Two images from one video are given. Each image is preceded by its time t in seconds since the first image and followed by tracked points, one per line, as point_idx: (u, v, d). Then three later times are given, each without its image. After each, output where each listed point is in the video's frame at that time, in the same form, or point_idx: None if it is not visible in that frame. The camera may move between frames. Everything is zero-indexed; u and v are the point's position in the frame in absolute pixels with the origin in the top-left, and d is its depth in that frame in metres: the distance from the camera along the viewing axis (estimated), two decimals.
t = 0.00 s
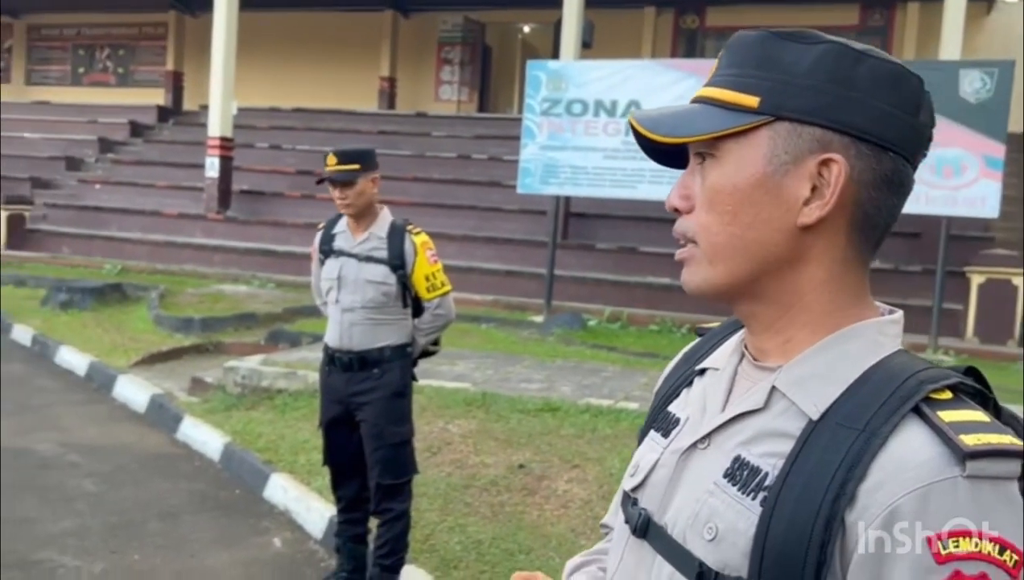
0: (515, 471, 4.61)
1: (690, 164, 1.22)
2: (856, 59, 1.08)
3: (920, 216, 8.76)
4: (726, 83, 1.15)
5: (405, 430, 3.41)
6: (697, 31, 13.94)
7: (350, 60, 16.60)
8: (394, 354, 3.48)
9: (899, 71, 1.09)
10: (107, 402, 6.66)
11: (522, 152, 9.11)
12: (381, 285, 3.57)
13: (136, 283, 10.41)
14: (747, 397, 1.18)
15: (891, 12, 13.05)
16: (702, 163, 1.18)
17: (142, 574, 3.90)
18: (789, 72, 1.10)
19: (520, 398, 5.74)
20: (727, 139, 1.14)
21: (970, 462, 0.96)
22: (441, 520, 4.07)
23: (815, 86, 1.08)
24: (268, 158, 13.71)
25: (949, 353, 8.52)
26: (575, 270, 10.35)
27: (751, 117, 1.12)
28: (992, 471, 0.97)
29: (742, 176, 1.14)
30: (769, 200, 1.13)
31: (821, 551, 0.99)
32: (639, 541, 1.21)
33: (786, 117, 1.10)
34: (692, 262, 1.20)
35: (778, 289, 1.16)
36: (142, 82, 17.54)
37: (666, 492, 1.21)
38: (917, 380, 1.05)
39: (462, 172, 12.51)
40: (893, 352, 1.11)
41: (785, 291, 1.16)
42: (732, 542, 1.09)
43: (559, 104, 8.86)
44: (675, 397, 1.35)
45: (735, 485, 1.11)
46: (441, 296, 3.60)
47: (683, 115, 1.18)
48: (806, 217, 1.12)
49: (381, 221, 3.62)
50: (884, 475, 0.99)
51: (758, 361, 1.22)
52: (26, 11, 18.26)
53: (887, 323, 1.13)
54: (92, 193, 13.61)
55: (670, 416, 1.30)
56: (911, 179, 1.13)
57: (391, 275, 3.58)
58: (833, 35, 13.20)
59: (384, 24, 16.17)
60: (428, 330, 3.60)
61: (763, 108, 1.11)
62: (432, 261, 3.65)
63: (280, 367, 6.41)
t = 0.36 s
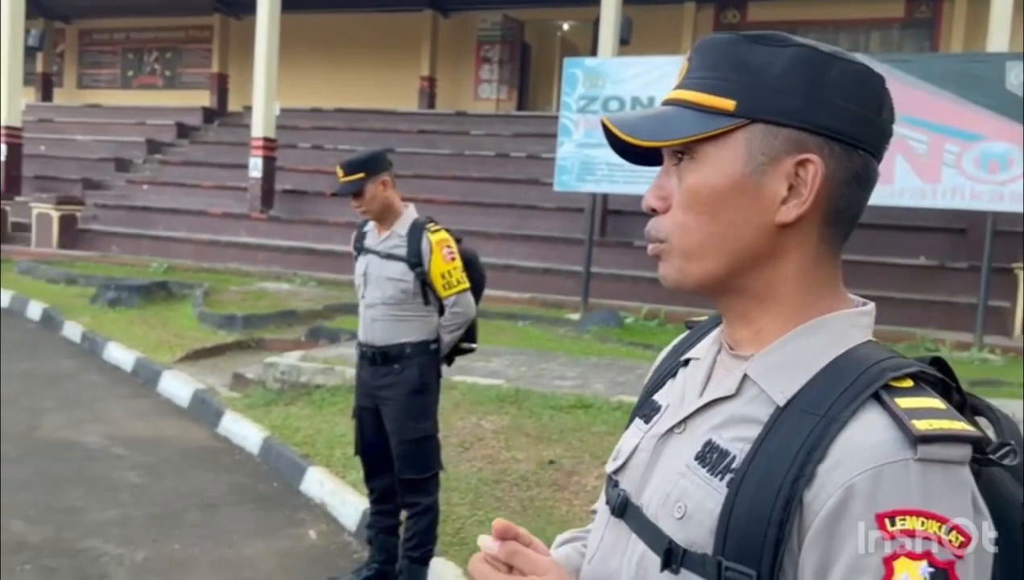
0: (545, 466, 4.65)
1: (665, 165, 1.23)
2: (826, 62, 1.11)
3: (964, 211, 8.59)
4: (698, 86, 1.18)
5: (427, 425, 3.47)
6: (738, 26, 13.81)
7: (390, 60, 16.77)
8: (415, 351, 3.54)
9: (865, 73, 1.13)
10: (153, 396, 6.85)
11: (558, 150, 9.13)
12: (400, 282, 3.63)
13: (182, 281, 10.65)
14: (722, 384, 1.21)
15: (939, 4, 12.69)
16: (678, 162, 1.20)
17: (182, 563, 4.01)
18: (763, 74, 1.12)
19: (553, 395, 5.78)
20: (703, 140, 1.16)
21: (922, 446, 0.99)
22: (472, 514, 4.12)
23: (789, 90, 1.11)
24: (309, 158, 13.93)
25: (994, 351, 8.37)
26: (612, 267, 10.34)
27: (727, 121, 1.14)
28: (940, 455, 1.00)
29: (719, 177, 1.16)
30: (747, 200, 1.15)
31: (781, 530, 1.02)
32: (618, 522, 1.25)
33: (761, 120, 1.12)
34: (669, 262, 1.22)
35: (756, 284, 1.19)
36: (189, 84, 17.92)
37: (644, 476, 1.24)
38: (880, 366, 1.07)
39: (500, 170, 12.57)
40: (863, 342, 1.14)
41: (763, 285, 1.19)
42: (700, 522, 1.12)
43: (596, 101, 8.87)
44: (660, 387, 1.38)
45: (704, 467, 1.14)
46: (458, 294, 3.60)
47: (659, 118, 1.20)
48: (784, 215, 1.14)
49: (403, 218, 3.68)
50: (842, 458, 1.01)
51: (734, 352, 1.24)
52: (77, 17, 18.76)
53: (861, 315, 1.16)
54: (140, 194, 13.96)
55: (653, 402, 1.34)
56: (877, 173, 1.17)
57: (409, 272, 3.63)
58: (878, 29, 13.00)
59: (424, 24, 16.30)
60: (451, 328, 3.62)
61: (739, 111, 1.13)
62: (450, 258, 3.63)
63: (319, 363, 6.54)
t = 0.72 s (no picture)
0: (578, 461, 4.69)
1: (640, 160, 1.34)
2: (789, 61, 1.22)
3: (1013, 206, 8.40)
4: (670, 84, 1.29)
5: (457, 417, 3.53)
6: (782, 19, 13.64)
7: (433, 59, 16.91)
8: (444, 345, 3.60)
9: (825, 72, 1.24)
10: (198, 390, 7.05)
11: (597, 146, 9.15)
12: (417, 281, 3.70)
13: (228, 278, 10.89)
14: (696, 365, 1.32)
15: None
16: (652, 158, 1.31)
17: (222, 550, 4.15)
18: (729, 74, 1.24)
19: (588, 390, 5.82)
20: (676, 137, 1.27)
21: (871, 421, 1.10)
22: (503, 506, 4.17)
23: (753, 87, 1.23)
24: (352, 157, 14.14)
25: None
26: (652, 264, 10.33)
27: (699, 117, 1.25)
28: (890, 430, 1.10)
29: (689, 171, 1.27)
30: (717, 193, 1.26)
31: (741, 501, 1.12)
32: (601, 499, 1.37)
33: (728, 117, 1.23)
34: (645, 253, 1.33)
35: (727, 271, 1.30)
36: (237, 86, 18.28)
37: (624, 454, 1.36)
38: (835, 350, 1.18)
39: (540, 167, 12.61)
40: (825, 324, 1.25)
41: (734, 272, 1.30)
42: (669, 497, 1.23)
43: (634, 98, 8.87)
44: (646, 371, 1.49)
45: (676, 444, 1.25)
46: (470, 288, 3.58)
47: (634, 115, 1.31)
48: (751, 206, 1.25)
49: (416, 217, 3.78)
50: (796, 432, 1.12)
51: (707, 334, 1.35)
52: (128, 20, 19.25)
53: (824, 298, 1.28)
54: (188, 193, 14.30)
55: (637, 385, 1.46)
56: (840, 166, 1.28)
57: (424, 270, 3.68)
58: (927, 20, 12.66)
59: (465, 23, 16.40)
60: (474, 321, 3.60)
61: (708, 108, 1.24)
62: (459, 252, 3.64)
63: (358, 358, 6.67)
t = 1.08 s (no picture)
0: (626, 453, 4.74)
1: (662, 145, 1.41)
2: (806, 46, 1.29)
3: None
4: (692, 70, 1.35)
5: (514, 405, 3.61)
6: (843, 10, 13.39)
7: (488, 57, 17.03)
8: (498, 338, 3.64)
9: (841, 57, 1.31)
10: (259, 381, 7.28)
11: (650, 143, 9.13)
12: (457, 285, 3.74)
13: (288, 275, 11.18)
14: (716, 342, 1.40)
15: None
16: (674, 142, 1.37)
17: (280, 534, 4.31)
18: (749, 60, 1.30)
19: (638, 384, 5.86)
20: (696, 121, 1.34)
21: (881, 389, 1.16)
22: (552, 497, 4.24)
23: (771, 72, 1.29)
24: (409, 156, 14.35)
25: None
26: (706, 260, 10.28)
27: (720, 102, 1.32)
28: (900, 398, 1.17)
29: (711, 153, 1.33)
30: (736, 174, 1.32)
31: (758, 469, 1.19)
32: (627, 474, 1.45)
33: (748, 101, 1.30)
34: (667, 233, 1.40)
35: (746, 251, 1.36)
36: (297, 86, 18.68)
37: (649, 431, 1.44)
38: (849, 323, 1.25)
39: (594, 163, 12.62)
40: (840, 301, 1.32)
41: (752, 253, 1.36)
42: (691, 467, 1.31)
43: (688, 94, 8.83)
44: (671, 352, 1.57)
45: (697, 418, 1.33)
46: (502, 286, 3.53)
47: (657, 102, 1.38)
48: (769, 186, 1.32)
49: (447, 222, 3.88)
50: (810, 402, 1.19)
51: (728, 314, 1.42)
52: (194, 24, 19.83)
53: (838, 276, 1.34)
54: (251, 192, 14.68)
55: (662, 365, 1.54)
56: (856, 148, 1.34)
57: (461, 274, 3.71)
58: (993, 9, 12.15)
59: (520, 20, 16.48)
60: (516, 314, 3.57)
61: (728, 93, 1.31)
62: (486, 253, 3.57)
63: (412, 351, 6.82)
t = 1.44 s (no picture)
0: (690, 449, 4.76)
1: (725, 139, 1.46)
2: (868, 37, 1.33)
3: None
4: (755, 64, 1.40)
5: (583, 394, 3.67)
6: None
7: (554, 56, 17.08)
8: (562, 334, 3.70)
9: (904, 46, 1.34)
10: (331, 375, 7.51)
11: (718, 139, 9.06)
12: (515, 290, 3.78)
13: (358, 272, 11.45)
14: (781, 332, 1.45)
15: None
16: (736, 136, 1.43)
17: (351, 521, 4.48)
18: (811, 53, 1.35)
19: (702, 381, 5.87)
20: (760, 115, 1.39)
21: (952, 376, 1.19)
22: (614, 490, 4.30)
23: (834, 64, 1.33)
24: (475, 155, 14.52)
25: None
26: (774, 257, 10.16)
27: (783, 95, 1.36)
28: (969, 384, 1.20)
29: (775, 144, 1.37)
30: (801, 164, 1.36)
31: (828, 457, 1.23)
32: (692, 462, 1.50)
33: (811, 93, 1.34)
34: (728, 225, 1.45)
35: (810, 241, 1.41)
36: (366, 88, 19.05)
37: (713, 421, 1.49)
38: (915, 311, 1.28)
39: (660, 159, 12.57)
40: (905, 290, 1.36)
41: (816, 242, 1.40)
42: (759, 455, 1.35)
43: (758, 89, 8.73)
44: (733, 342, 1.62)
45: (763, 407, 1.38)
46: (558, 285, 3.58)
47: (719, 97, 1.43)
48: (833, 176, 1.36)
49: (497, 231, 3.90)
50: (879, 389, 1.22)
51: (792, 304, 1.47)
52: (267, 29, 20.43)
53: (902, 265, 1.38)
54: (322, 193, 15.05)
55: (723, 356, 1.60)
56: (920, 137, 1.38)
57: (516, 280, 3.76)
58: None
59: (586, 18, 16.49)
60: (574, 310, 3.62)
61: (791, 85, 1.36)
62: (536, 257, 3.61)
63: (478, 347, 6.94)
